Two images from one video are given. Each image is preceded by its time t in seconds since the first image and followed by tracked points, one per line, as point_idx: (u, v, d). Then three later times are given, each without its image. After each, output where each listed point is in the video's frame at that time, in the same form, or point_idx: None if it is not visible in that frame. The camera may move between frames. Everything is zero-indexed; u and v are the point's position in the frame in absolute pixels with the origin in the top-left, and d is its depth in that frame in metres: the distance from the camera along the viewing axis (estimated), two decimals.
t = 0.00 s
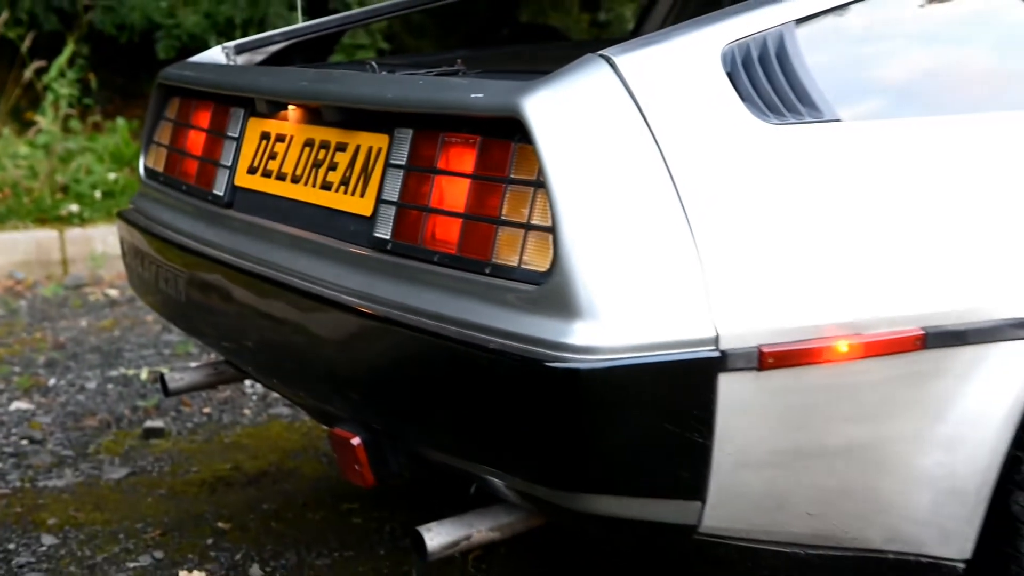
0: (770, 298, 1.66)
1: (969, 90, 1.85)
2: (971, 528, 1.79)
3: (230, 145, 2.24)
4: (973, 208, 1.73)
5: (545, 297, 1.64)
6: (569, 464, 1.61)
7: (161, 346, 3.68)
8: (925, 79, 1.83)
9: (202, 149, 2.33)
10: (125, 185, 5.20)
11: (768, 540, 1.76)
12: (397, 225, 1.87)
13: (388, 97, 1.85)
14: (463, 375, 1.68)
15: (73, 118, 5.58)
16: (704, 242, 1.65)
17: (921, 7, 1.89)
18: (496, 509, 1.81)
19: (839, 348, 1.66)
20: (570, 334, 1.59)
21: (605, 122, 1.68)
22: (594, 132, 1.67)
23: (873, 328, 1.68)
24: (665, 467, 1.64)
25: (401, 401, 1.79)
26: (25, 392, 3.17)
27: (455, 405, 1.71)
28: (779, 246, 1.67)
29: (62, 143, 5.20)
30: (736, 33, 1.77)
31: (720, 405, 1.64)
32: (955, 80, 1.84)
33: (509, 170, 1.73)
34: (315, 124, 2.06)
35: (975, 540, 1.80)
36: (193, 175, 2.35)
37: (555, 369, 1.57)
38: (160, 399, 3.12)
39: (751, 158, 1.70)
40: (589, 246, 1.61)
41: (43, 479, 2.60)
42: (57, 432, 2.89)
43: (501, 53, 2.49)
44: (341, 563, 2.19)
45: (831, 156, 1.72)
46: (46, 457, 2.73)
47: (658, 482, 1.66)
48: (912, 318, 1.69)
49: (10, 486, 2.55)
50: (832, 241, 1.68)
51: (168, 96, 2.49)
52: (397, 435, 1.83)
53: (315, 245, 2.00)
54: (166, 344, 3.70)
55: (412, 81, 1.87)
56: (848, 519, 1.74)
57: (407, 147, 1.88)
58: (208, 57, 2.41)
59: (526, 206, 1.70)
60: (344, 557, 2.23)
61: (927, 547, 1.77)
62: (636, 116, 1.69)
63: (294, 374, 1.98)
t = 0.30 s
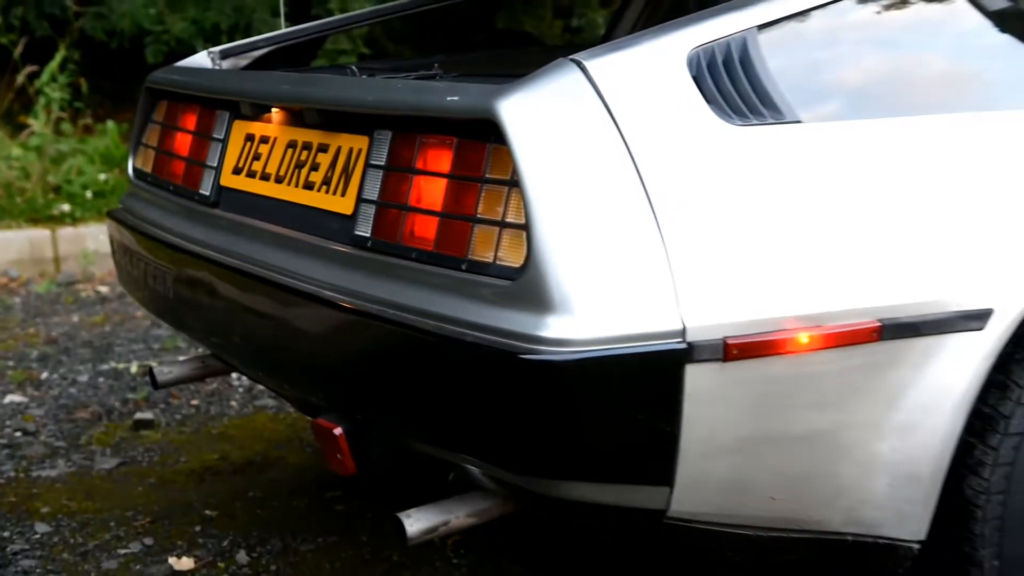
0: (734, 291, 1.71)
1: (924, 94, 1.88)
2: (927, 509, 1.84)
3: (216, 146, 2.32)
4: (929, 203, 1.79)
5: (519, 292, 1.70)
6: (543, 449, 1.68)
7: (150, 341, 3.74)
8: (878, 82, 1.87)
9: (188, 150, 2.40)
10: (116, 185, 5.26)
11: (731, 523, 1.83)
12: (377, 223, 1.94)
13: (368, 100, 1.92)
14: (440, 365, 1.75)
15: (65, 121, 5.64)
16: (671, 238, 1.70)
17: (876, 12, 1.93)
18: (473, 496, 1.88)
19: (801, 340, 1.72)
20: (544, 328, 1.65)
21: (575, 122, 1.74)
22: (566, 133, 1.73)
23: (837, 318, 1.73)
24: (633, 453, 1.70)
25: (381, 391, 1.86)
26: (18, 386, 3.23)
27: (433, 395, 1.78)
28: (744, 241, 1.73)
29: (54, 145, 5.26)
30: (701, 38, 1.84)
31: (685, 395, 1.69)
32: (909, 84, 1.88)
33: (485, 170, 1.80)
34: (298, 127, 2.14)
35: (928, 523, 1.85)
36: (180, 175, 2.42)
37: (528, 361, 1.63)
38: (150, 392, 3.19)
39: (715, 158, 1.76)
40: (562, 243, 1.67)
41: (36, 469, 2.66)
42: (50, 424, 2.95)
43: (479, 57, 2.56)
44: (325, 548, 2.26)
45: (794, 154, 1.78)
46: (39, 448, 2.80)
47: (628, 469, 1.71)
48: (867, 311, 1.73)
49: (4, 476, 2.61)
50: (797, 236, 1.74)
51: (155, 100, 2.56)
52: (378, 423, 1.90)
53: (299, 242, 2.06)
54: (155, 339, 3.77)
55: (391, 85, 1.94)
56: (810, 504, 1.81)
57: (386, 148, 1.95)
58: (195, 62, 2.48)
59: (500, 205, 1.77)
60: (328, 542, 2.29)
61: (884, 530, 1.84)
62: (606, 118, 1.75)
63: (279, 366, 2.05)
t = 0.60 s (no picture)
0: (700, 288, 1.76)
1: (879, 99, 1.92)
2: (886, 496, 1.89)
3: (200, 150, 2.38)
4: (886, 202, 1.83)
5: (495, 291, 1.76)
6: (519, 438, 1.75)
7: (138, 339, 3.80)
8: (838, 88, 1.93)
9: (173, 154, 2.47)
10: (104, 187, 5.30)
11: (697, 512, 1.88)
12: (357, 224, 2.00)
13: (347, 105, 1.99)
14: (417, 360, 1.80)
15: (54, 125, 5.69)
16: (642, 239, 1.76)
17: (837, 20, 1.98)
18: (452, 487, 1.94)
19: (765, 336, 1.76)
20: (520, 326, 1.71)
21: (547, 126, 1.80)
22: (539, 137, 1.79)
23: (802, 315, 1.78)
24: (606, 443, 1.76)
25: (362, 387, 1.92)
26: (9, 383, 3.28)
27: (412, 391, 1.84)
28: (712, 241, 1.78)
29: (43, 149, 5.30)
30: (669, 46, 1.90)
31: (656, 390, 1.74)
32: (867, 91, 1.93)
33: (461, 172, 1.85)
34: (279, 131, 2.20)
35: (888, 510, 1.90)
36: (166, 178, 2.48)
37: (503, 357, 1.69)
38: (138, 388, 3.24)
39: (683, 159, 1.81)
40: (536, 244, 1.73)
41: (27, 464, 2.72)
42: (40, 420, 3.01)
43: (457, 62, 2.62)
44: (308, 539, 2.32)
45: (757, 156, 1.83)
46: (30, 444, 2.85)
47: (601, 460, 1.77)
48: (828, 307, 1.78)
49: None
50: (765, 236, 1.79)
51: (140, 104, 2.62)
52: (360, 417, 1.96)
53: (282, 243, 2.12)
54: (143, 337, 3.82)
55: (369, 90, 2.01)
56: (775, 493, 1.87)
57: (365, 152, 2.01)
58: (180, 69, 2.55)
59: (476, 206, 1.82)
60: (311, 533, 2.35)
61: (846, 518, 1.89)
62: (577, 122, 1.81)
63: (264, 362, 2.11)
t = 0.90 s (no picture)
0: (666, 288, 1.82)
1: (838, 105, 2.01)
2: (847, 485, 1.95)
3: (187, 156, 2.45)
4: (845, 205, 1.92)
5: (471, 290, 1.82)
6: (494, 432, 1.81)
7: (129, 338, 3.87)
8: (799, 95, 2.01)
9: (161, 159, 2.54)
10: (95, 192, 5.37)
11: (665, 500, 1.94)
12: (338, 227, 2.06)
13: (328, 112, 2.06)
14: (396, 355, 1.88)
15: (46, 131, 5.76)
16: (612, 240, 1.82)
17: (798, 30, 2.05)
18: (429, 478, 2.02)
19: (731, 332, 1.84)
20: (497, 324, 1.78)
21: (520, 131, 1.87)
22: (513, 143, 1.86)
23: (763, 312, 1.85)
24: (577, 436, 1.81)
25: (343, 383, 1.99)
26: (3, 381, 3.35)
27: (391, 386, 1.91)
28: (678, 241, 1.85)
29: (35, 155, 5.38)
30: (637, 54, 1.97)
31: (626, 383, 1.81)
32: (827, 99, 2.01)
33: (438, 176, 1.91)
34: (263, 137, 2.27)
35: (850, 498, 1.96)
36: (154, 183, 2.55)
37: (479, 352, 1.76)
38: (128, 386, 3.31)
39: (650, 161, 1.88)
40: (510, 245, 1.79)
41: (20, 459, 2.78)
42: (33, 417, 3.08)
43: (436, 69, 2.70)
44: (293, 530, 2.40)
45: (722, 159, 1.91)
46: (23, 439, 2.92)
47: (572, 452, 1.83)
48: (789, 304, 1.86)
49: None
50: (730, 238, 1.87)
51: (129, 111, 2.70)
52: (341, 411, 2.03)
53: (266, 245, 2.19)
54: (133, 337, 3.89)
55: (349, 98, 2.08)
56: (740, 482, 1.93)
57: (346, 157, 2.07)
58: (167, 78, 2.62)
59: (453, 209, 1.89)
60: (296, 525, 2.42)
61: (807, 506, 1.94)
62: (549, 128, 1.87)
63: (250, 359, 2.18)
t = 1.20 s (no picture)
0: (636, 287, 1.88)
1: (801, 110, 2.08)
2: (810, 476, 2.02)
3: (171, 161, 2.52)
4: (809, 205, 1.97)
5: (446, 290, 1.87)
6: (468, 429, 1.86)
7: (116, 337, 3.92)
8: (763, 100, 2.08)
9: (146, 164, 2.60)
10: (83, 196, 5.43)
11: (636, 492, 1.99)
12: (319, 229, 2.12)
13: (308, 118, 2.12)
14: (373, 352, 1.93)
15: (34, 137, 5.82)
16: (584, 241, 1.87)
17: (762, 38, 2.12)
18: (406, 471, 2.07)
19: (699, 329, 1.90)
20: (472, 322, 1.82)
21: (494, 136, 1.91)
22: (488, 147, 1.90)
23: (729, 309, 1.91)
24: (549, 432, 1.86)
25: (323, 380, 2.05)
26: None
27: (369, 383, 1.96)
28: (648, 241, 1.90)
29: (23, 160, 5.44)
30: (608, 61, 2.03)
31: (597, 379, 1.86)
32: (791, 105, 2.08)
33: (415, 180, 1.96)
34: (246, 142, 2.33)
35: (813, 489, 2.04)
36: (139, 187, 2.62)
37: (452, 351, 1.81)
38: (115, 384, 3.37)
39: (621, 163, 1.94)
40: (485, 246, 1.84)
41: (9, 456, 2.83)
42: (22, 415, 3.13)
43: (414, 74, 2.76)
44: (276, 524, 2.46)
45: (691, 161, 1.97)
46: (12, 437, 2.97)
47: (544, 445, 1.87)
48: (754, 302, 1.92)
49: None
50: (699, 238, 1.92)
51: (114, 117, 2.76)
52: (321, 407, 2.09)
53: (249, 247, 2.25)
54: (120, 336, 3.94)
55: (329, 104, 2.14)
56: (707, 474, 2.00)
57: (326, 161, 2.12)
58: (151, 85, 2.68)
59: (429, 211, 1.94)
60: (279, 519, 2.49)
61: (772, 496, 2.02)
62: (522, 132, 1.92)
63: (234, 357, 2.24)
